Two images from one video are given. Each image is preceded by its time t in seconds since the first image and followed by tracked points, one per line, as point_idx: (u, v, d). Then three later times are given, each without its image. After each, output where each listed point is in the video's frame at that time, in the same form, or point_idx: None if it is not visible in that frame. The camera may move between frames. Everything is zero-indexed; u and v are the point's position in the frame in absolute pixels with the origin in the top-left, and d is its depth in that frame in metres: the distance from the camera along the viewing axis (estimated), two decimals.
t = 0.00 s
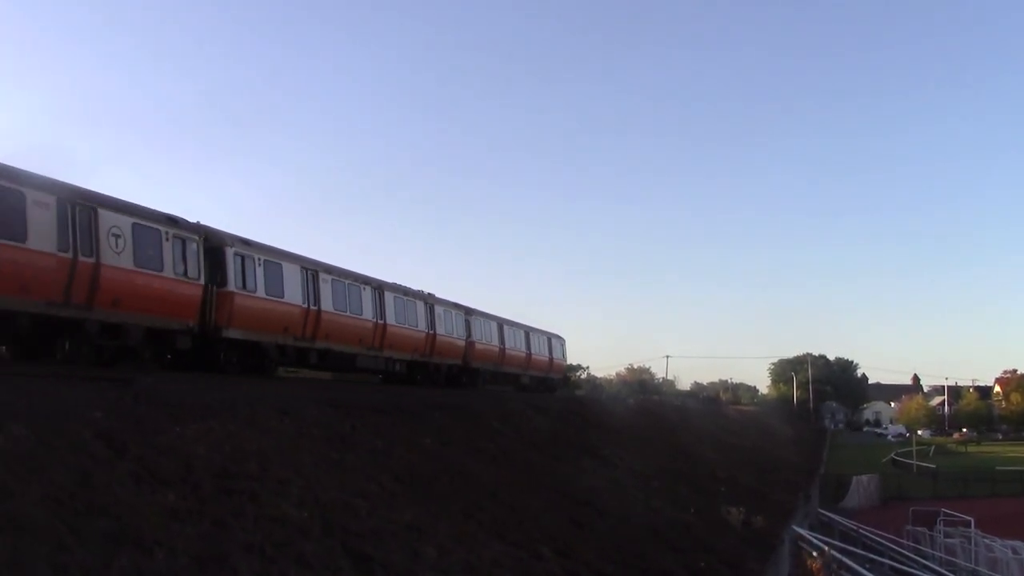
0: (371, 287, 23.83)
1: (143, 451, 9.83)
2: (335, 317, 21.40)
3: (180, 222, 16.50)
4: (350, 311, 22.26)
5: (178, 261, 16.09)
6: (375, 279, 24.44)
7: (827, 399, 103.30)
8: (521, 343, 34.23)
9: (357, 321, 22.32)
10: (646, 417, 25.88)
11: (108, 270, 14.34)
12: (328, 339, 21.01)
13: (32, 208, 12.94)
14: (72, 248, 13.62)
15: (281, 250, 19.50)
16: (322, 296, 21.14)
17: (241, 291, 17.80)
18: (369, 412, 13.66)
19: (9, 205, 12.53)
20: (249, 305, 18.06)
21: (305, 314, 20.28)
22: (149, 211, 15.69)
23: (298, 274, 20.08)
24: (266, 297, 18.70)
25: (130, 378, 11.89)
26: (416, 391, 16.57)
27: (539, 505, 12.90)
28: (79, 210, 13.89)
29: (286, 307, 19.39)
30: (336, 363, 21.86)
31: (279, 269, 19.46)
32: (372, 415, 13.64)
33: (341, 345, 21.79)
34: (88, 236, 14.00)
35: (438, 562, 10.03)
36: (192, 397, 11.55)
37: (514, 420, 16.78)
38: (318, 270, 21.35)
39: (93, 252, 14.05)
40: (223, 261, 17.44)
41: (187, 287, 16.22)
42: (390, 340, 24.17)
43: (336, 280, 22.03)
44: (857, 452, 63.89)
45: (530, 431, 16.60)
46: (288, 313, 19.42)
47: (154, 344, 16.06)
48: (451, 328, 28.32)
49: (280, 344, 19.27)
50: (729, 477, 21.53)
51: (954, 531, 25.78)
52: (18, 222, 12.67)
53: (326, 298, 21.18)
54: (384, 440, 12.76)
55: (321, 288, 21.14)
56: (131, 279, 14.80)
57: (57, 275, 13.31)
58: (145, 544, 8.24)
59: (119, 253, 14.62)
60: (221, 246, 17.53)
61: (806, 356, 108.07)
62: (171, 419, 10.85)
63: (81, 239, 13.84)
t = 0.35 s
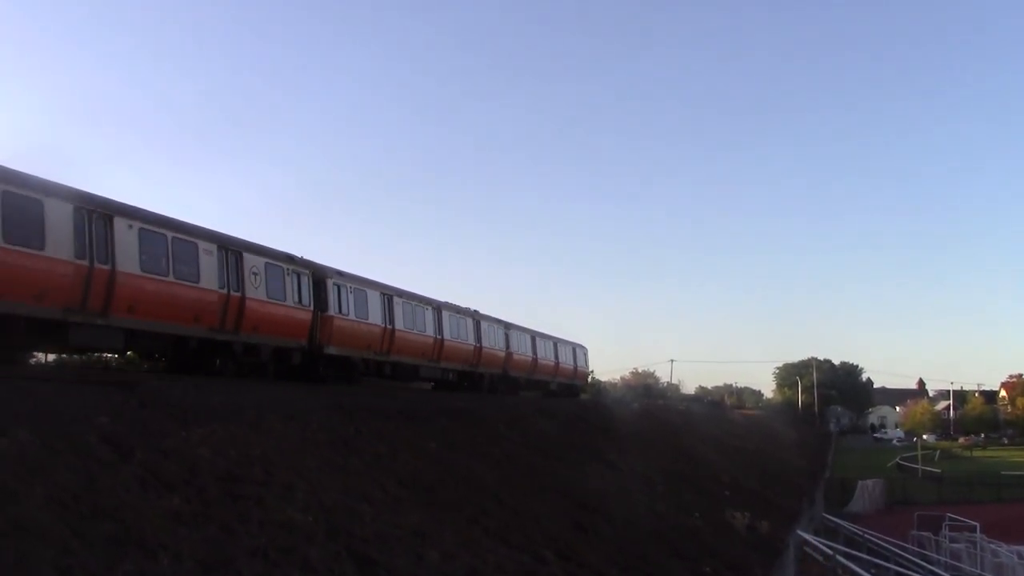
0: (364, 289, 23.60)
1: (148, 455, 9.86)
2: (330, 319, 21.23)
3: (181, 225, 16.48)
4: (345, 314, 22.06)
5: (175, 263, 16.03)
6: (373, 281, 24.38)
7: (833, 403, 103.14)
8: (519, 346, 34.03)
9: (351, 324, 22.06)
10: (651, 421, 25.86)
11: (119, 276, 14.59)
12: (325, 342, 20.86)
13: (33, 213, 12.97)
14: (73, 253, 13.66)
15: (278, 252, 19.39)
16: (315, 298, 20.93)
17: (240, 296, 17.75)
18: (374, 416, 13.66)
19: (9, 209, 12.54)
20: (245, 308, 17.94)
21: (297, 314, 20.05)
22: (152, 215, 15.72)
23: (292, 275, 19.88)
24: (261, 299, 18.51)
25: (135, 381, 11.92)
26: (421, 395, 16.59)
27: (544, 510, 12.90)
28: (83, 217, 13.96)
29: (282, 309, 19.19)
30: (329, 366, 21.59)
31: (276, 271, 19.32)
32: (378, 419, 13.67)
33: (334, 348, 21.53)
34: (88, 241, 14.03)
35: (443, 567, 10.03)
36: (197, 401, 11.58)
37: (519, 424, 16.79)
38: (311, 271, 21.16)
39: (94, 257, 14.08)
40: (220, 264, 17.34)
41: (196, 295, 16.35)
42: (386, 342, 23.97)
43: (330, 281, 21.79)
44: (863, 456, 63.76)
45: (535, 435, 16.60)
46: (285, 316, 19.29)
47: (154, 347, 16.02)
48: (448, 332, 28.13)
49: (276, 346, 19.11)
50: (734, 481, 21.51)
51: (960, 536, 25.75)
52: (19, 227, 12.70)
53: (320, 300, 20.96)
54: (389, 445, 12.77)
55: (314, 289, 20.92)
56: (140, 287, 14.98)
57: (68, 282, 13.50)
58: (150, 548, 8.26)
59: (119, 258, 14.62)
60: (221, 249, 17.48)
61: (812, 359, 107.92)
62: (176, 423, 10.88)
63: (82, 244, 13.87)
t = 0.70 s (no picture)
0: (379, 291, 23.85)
1: (151, 455, 9.85)
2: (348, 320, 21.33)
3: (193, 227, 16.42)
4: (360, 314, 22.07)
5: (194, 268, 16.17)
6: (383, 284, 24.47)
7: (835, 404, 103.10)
8: (540, 350, 35.35)
9: (366, 325, 22.11)
10: (653, 422, 25.83)
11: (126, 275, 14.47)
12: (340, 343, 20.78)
13: (44, 211, 12.99)
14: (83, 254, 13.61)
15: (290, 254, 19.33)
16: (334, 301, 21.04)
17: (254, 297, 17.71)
18: (377, 418, 13.64)
19: (18, 208, 12.53)
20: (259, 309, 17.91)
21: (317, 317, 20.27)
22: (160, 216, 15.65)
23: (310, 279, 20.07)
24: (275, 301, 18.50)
25: (139, 382, 11.91)
26: (423, 396, 16.56)
27: (547, 511, 12.87)
28: (92, 215, 13.91)
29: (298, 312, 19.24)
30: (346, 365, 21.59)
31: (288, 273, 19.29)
32: (380, 420, 13.64)
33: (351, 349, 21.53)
34: (96, 241, 13.98)
35: (445, 568, 10.02)
36: (200, 402, 11.57)
37: (522, 425, 16.76)
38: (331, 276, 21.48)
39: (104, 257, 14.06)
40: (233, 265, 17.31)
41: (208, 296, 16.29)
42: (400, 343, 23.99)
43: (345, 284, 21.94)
44: (866, 457, 63.69)
45: (538, 436, 16.58)
46: (299, 317, 19.24)
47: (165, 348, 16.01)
48: (466, 333, 28.60)
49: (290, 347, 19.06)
50: (737, 482, 21.48)
51: (962, 537, 25.73)
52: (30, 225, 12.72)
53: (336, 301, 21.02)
54: (392, 445, 12.75)
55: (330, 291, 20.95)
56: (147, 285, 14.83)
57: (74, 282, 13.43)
58: (153, 548, 8.26)
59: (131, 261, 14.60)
60: (231, 251, 17.44)
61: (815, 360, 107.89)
62: (178, 423, 10.86)
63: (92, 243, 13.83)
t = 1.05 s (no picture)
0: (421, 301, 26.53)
1: (153, 455, 9.84)
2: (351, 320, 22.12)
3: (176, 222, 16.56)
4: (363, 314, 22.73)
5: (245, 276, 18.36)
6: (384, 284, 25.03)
7: (837, 403, 103.07)
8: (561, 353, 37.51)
9: (380, 327, 23.50)
10: (656, 421, 25.80)
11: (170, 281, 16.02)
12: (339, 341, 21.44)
13: (26, 204, 12.98)
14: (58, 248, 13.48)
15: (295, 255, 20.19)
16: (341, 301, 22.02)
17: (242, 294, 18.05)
18: (379, 418, 13.61)
19: None
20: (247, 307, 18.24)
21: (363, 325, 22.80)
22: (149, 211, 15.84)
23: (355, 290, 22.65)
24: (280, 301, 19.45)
25: (141, 381, 11.89)
26: (424, 396, 16.52)
27: (549, 511, 12.85)
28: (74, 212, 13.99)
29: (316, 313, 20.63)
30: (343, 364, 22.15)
31: (290, 272, 20.02)
32: (383, 420, 13.60)
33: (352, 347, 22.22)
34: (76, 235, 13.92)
35: (447, 567, 10.01)
36: (202, 402, 11.55)
37: (524, 425, 16.73)
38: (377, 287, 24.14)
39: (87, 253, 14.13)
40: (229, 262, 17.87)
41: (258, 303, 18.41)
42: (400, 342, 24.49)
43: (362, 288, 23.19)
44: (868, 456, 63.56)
45: (540, 436, 16.56)
46: (304, 317, 20.21)
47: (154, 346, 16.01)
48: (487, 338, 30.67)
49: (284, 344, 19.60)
50: (739, 481, 21.46)
51: (966, 536, 25.69)
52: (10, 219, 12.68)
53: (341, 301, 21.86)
54: (394, 445, 12.73)
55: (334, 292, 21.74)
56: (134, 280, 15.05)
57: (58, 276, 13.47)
58: (155, 548, 8.26)
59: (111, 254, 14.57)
60: (242, 252, 18.42)
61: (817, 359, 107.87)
62: (180, 423, 10.85)
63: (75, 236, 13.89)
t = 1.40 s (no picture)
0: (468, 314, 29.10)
1: (154, 454, 9.86)
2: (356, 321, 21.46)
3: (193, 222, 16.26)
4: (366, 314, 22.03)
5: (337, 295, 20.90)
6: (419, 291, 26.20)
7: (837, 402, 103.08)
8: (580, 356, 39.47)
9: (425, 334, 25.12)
10: (657, 421, 25.77)
11: (286, 304, 18.75)
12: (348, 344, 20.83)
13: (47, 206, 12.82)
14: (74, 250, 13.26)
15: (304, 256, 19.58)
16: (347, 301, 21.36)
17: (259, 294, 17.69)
18: (380, 418, 13.59)
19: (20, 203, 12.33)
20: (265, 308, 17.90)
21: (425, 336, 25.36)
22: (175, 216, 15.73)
23: (418, 304, 24.99)
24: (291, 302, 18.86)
25: (141, 380, 11.88)
26: (425, 395, 16.51)
27: (551, 511, 12.85)
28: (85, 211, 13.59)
29: (371, 324, 22.10)
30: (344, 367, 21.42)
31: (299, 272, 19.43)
32: (384, 420, 13.60)
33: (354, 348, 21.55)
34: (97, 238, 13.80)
35: (447, 567, 10.02)
36: (203, 401, 11.55)
37: (524, 425, 16.70)
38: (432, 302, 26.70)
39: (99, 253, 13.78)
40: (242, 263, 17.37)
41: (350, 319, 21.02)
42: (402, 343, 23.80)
43: (382, 291, 23.17)
44: (868, 455, 63.55)
45: (541, 435, 16.54)
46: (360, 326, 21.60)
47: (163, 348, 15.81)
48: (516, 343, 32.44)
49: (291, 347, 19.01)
50: (740, 481, 21.44)
51: (965, 535, 25.70)
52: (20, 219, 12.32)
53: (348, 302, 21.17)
54: (395, 445, 12.72)
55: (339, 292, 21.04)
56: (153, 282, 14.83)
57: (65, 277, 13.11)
58: (156, 547, 8.27)
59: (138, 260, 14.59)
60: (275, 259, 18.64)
61: (817, 359, 107.88)
62: (181, 422, 10.86)
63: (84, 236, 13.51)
